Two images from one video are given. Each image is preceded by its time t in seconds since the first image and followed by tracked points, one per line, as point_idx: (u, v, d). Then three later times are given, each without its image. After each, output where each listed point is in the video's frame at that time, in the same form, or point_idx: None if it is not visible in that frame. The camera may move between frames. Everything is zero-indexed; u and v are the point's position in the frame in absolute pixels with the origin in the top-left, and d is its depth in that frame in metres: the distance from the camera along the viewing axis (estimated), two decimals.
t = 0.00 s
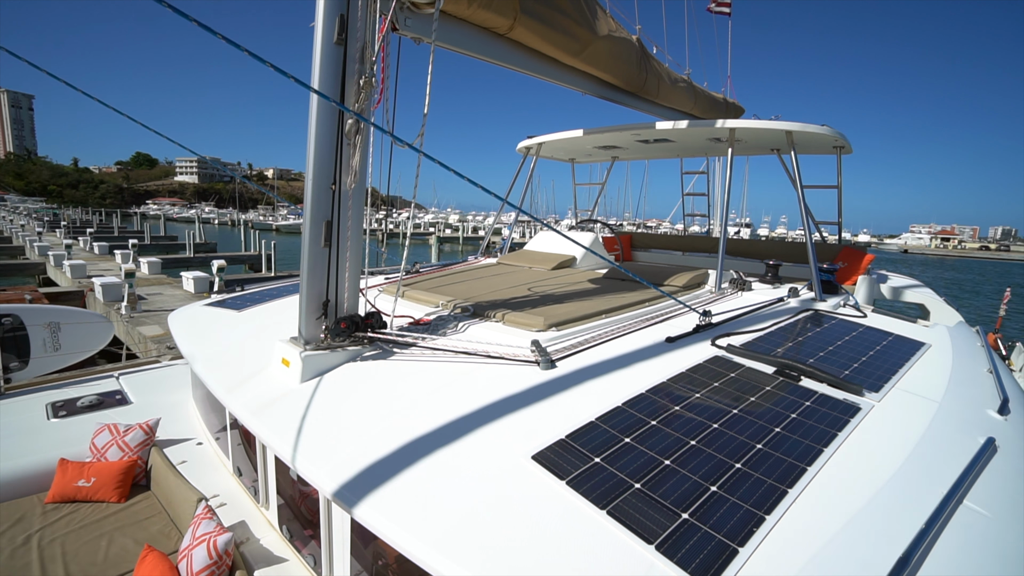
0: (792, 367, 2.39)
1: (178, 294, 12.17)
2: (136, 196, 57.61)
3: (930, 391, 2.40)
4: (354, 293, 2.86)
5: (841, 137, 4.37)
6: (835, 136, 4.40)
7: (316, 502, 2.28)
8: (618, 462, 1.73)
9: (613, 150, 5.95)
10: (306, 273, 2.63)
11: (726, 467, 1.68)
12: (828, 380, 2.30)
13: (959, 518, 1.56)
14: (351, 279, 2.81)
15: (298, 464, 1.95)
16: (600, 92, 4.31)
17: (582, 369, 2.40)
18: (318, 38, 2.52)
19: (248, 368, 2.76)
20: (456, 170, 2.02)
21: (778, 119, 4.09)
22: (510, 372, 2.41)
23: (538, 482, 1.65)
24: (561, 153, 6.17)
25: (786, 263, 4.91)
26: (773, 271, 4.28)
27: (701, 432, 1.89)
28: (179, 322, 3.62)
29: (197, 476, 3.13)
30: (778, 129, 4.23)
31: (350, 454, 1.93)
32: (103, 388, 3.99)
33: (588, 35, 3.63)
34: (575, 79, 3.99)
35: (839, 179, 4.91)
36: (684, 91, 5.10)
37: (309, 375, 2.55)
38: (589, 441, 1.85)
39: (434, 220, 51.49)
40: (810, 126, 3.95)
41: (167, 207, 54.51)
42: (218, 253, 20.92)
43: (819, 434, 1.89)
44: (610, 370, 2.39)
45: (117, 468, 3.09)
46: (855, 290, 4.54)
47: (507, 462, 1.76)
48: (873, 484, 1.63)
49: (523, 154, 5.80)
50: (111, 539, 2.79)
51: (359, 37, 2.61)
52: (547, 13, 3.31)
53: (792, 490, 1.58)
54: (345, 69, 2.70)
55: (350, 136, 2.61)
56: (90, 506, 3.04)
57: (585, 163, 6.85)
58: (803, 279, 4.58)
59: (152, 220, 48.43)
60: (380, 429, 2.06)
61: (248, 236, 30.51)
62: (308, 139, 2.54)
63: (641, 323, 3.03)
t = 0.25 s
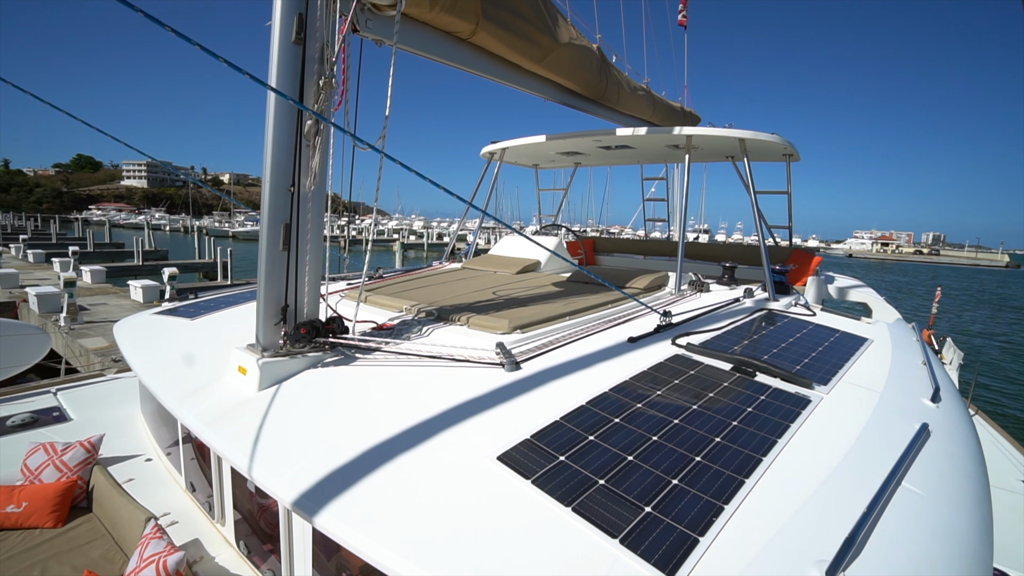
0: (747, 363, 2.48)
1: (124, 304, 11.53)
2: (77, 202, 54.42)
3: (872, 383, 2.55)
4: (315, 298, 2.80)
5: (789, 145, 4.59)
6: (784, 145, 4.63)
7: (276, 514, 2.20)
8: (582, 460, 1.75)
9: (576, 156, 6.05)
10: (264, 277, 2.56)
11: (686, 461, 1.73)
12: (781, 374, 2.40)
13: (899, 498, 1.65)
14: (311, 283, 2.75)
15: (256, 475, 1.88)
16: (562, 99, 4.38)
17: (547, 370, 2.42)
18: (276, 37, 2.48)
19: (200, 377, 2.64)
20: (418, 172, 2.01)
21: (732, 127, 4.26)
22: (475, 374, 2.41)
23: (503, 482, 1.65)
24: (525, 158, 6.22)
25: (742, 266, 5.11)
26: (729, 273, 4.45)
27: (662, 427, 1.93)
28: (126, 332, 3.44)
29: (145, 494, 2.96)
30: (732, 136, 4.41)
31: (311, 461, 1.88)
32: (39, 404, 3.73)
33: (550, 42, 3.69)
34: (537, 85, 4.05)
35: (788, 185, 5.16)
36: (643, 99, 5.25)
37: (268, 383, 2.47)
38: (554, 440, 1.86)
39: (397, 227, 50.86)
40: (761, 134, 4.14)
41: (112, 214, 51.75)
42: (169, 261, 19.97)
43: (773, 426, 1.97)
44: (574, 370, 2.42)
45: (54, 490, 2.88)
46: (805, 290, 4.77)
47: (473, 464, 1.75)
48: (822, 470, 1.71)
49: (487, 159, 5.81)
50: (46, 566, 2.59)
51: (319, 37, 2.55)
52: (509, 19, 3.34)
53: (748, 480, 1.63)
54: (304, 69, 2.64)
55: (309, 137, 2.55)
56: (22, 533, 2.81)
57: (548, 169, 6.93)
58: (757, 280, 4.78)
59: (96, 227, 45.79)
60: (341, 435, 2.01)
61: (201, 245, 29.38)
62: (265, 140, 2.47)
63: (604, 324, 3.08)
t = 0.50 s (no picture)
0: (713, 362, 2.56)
1: (74, 314, 10.94)
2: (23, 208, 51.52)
3: (830, 379, 2.66)
4: (281, 303, 2.73)
5: (749, 153, 4.77)
6: (745, 152, 4.80)
7: (239, 527, 2.12)
8: (554, 459, 1.75)
9: (545, 162, 6.12)
10: (227, 282, 2.48)
11: (656, 457, 1.76)
12: (745, 371, 2.48)
13: (856, 486, 1.73)
14: (277, 287, 2.68)
15: (218, 486, 1.82)
16: (531, 106, 4.44)
17: (518, 372, 2.43)
18: (239, 36, 2.41)
19: (158, 387, 2.53)
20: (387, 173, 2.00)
21: (695, 135, 4.40)
22: (447, 378, 2.39)
23: (475, 483, 1.64)
24: (495, 164, 6.25)
25: (707, 270, 5.25)
26: (695, 276, 4.57)
27: (632, 425, 1.96)
28: (75, 342, 3.26)
29: (96, 513, 2.79)
30: (695, 144, 4.56)
31: (277, 469, 1.83)
32: None
33: (519, 49, 3.74)
34: (506, 91, 4.09)
35: (749, 192, 5.36)
36: (610, 107, 5.36)
37: (230, 390, 2.39)
38: (525, 440, 1.86)
39: (367, 234, 50.16)
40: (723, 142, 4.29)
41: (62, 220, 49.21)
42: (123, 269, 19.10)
43: (738, 421, 2.03)
44: (545, 371, 2.44)
45: None
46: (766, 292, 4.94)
47: (444, 466, 1.73)
48: (784, 463, 1.77)
49: (457, 165, 5.81)
50: None
51: (284, 37, 2.51)
52: (478, 26, 3.37)
53: (715, 474, 1.68)
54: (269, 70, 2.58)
55: (274, 139, 2.50)
56: None
57: (518, 175, 6.99)
58: (722, 283, 4.93)
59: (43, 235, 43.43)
60: (308, 442, 1.96)
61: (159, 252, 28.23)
62: (228, 140, 2.41)
63: (574, 327, 3.11)
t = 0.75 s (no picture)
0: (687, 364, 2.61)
1: (31, 326, 10.47)
2: None
3: (798, 380, 2.74)
4: (253, 309, 2.68)
5: (720, 161, 4.90)
6: (715, 161, 4.94)
7: (208, 540, 2.06)
8: (530, 461, 1.76)
9: (522, 170, 6.17)
10: (196, 287, 2.42)
11: (631, 457, 1.79)
12: (718, 373, 2.54)
13: (823, 482, 1.78)
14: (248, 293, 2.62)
15: (186, 498, 1.76)
16: (507, 114, 4.49)
17: (495, 376, 2.43)
18: (210, 39, 2.37)
19: (122, 397, 2.44)
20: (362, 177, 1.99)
21: (668, 143, 4.51)
22: (423, 383, 2.38)
23: (451, 487, 1.64)
24: (472, 172, 6.27)
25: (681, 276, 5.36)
26: (670, 282, 4.66)
27: (608, 427, 1.98)
28: (33, 353, 3.12)
29: (53, 531, 2.65)
30: (668, 152, 4.67)
31: (247, 478, 1.79)
32: None
33: (494, 57, 3.78)
34: (482, 98, 4.12)
35: (721, 199, 5.51)
36: (585, 116, 5.46)
37: (199, 399, 2.32)
38: (502, 443, 1.87)
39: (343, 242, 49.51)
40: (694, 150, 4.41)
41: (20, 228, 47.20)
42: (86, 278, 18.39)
43: (711, 421, 2.08)
44: (522, 375, 2.45)
45: None
46: (738, 297, 5.07)
47: (420, 471, 1.72)
48: (754, 460, 1.82)
49: (434, 172, 5.81)
50: None
51: (257, 41, 2.49)
52: (455, 34, 3.40)
53: (688, 472, 1.70)
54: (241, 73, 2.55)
55: (246, 143, 2.47)
56: None
57: (496, 183, 7.03)
58: (695, 289, 5.03)
59: None
60: (280, 450, 1.92)
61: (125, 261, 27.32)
62: (199, 144, 2.37)
63: (551, 332, 3.14)
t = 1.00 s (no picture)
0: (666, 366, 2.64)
1: None
2: None
3: (773, 380, 2.81)
4: (229, 313, 2.62)
5: (697, 167, 5.01)
6: (693, 167, 5.04)
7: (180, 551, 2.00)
8: (511, 462, 1.76)
9: (503, 175, 6.20)
10: (170, 291, 2.36)
11: (611, 457, 1.80)
12: (696, 373, 2.58)
13: (798, 478, 1.83)
14: (224, 296, 2.57)
15: (158, 506, 1.71)
16: (488, 118, 4.51)
17: (476, 379, 2.43)
18: (185, 38, 2.33)
19: (90, 405, 2.36)
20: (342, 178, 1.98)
21: (646, 149, 4.58)
22: (403, 387, 2.37)
23: (432, 489, 1.63)
24: (453, 177, 6.28)
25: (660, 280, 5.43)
26: (649, 285, 4.72)
27: (588, 428, 2.00)
28: None
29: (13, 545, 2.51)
30: (647, 158, 4.74)
31: (222, 485, 1.75)
32: None
33: (475, 62, 3.80)
34: (463, 103, 4.14)
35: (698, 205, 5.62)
36: (565, 122, 5.52)
37: (172, 406, 2.26)
38: (483, 445, 1.86)
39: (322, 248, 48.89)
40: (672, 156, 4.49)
41: None
42: (52, 285, 17.76)
43: (689, 421, 2.11)
44: (504, 378, 2.45)
45: None
46: (716, 301, 5.16)
47: (400, 474, 1.70)
48: (731, 458, 1.85)
49: (415, 177, 5.80)
50: None
51: (235, 41, 2.45)
52: (435, 38, 3.41)
53: (667, 471, 1.73)
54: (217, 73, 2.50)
55: (223, 144, 2.43)
56: None
57: (477, 188, 7.04)
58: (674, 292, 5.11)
59: None
60: (256, 456, 1.89)
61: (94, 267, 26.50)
62: (173, 144, 2.32)
63: (532, 335, 3.15)
